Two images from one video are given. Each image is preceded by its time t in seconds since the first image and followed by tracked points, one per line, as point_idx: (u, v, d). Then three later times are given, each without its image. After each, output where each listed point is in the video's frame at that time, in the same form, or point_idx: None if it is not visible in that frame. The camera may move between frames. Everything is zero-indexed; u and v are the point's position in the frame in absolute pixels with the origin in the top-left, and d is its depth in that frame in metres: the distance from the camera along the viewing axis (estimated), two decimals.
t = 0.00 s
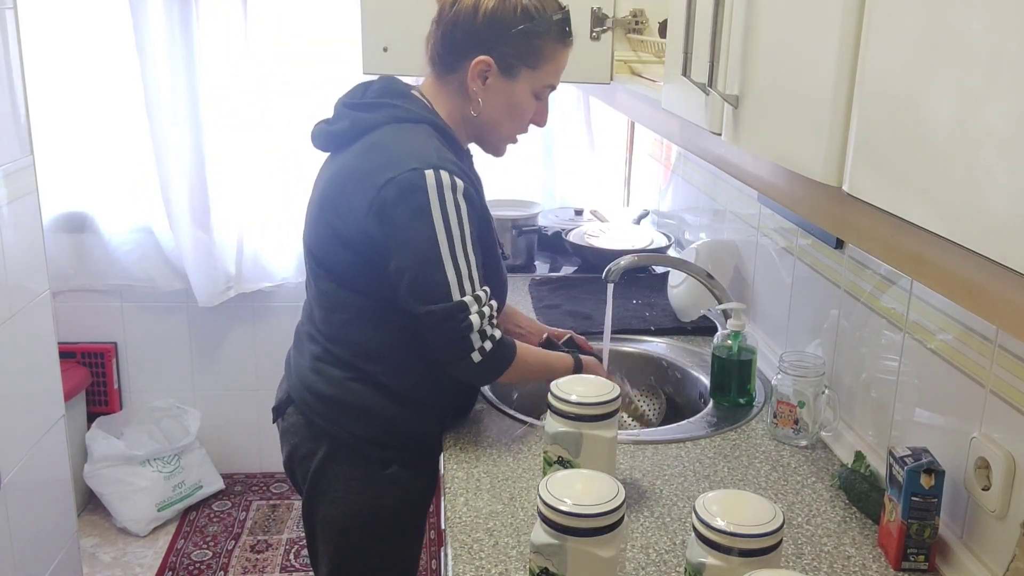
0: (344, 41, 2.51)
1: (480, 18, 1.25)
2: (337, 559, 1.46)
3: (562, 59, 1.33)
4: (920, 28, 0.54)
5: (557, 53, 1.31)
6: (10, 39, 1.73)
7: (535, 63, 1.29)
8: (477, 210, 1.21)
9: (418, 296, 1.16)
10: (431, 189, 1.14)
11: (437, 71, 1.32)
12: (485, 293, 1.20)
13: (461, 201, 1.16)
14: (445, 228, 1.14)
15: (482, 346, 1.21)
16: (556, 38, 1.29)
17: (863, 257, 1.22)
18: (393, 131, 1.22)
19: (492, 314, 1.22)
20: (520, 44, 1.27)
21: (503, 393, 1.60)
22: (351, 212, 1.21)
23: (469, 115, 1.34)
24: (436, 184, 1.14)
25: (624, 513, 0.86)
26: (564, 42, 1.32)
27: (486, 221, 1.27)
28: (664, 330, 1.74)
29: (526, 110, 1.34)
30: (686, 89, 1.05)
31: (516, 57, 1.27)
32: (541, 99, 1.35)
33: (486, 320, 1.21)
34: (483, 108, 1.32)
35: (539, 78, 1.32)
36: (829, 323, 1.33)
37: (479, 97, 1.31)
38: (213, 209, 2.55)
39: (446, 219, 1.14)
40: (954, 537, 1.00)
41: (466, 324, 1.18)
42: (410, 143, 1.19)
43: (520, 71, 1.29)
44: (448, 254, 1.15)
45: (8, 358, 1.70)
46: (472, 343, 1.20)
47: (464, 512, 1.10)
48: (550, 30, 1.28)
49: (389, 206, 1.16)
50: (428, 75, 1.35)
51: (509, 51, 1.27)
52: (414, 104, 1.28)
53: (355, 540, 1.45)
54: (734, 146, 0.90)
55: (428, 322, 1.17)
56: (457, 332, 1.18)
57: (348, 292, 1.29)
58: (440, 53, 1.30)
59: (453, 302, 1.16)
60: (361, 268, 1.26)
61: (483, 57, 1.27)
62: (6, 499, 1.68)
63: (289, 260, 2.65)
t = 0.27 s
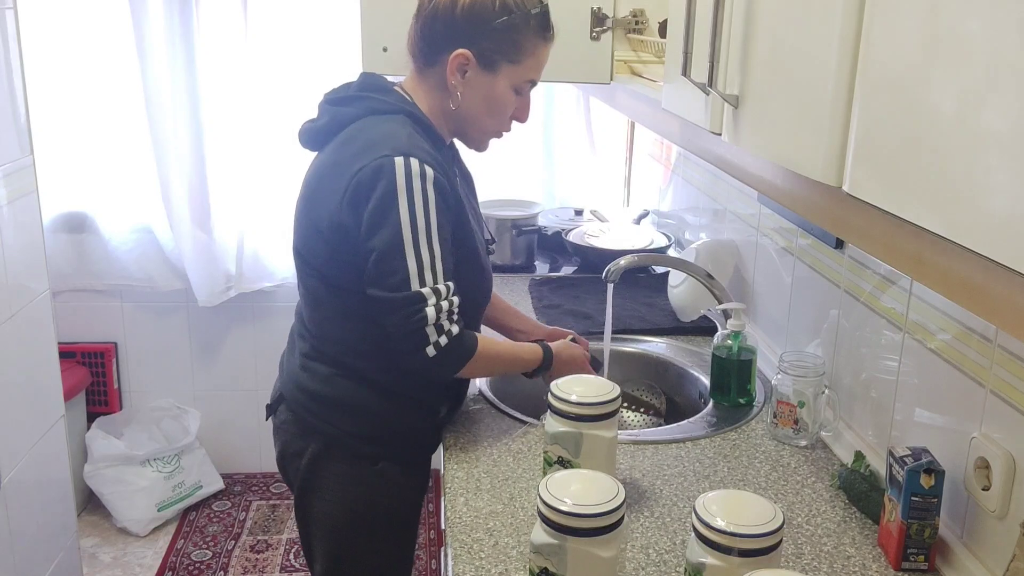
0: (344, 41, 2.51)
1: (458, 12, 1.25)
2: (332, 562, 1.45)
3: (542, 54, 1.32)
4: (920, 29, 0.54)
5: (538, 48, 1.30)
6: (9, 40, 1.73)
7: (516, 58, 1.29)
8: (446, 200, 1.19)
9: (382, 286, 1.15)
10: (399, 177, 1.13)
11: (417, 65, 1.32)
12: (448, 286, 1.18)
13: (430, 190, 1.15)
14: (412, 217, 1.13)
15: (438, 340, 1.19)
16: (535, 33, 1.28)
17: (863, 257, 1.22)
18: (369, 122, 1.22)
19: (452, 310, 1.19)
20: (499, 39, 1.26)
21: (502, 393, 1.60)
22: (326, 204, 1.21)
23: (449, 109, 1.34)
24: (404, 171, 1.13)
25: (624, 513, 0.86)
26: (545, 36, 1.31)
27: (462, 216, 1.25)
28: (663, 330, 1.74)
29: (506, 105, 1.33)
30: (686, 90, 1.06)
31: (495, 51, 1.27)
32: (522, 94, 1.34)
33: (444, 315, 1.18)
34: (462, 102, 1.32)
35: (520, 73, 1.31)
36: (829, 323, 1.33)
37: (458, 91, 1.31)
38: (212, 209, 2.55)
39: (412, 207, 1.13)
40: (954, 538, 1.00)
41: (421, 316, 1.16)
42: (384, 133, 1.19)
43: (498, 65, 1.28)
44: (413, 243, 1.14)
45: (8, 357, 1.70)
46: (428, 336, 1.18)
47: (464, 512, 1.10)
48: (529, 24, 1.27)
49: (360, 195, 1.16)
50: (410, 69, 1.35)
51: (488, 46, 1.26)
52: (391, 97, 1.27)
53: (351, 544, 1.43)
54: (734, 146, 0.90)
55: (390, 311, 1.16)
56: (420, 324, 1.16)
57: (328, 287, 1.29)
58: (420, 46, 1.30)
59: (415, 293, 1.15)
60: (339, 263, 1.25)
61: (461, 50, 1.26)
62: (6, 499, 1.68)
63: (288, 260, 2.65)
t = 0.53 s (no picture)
0: (343, 41, 2.51)
1: (449, 9, 1.24)
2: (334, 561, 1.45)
3: (532, 51, 1.32)
4: (920, 29, 0.54)
5: (530, 43, 1.30)
6: (9, 40, 1.73)
7: (507, 54, 1.28)
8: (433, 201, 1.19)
9: (368, 286, 1.15)
10: (384, 176, 1.13)
11: (409, 63, 1.32)
12: (433, 286, 1.17)
13: (416, 189, 1.15)
14: (397, 216, 1.13)
15: (423, 340, 1.19)
16: (525, 29, 1.27)
17: (863, 257, 1.22)
18: (357, 121, 1.22)
19: (438, 309, 1.19)
20: (489, 36, 1.26)
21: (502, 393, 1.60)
22: (315, 204, 1.22)
23: (442, 106, 1.34)
24: (389, 170, 1.13)
25: (624, 513, 0.86)
26: (536, 32, 1.30)
27: (451, 215, 1.25)
28: (664, 330, 1.74)
29: (498, 103, 1.33)
30: (686, 90, 1.05)
31: (485, 47, 1.26)
32: (514, 91, 1.34)
33: (429, 315, 1.17)
34: (455, 99, 1.32)
35: (511, 69, 1.30)
36: (829, 323, 1.33)
37: (450, 88, 1.31)
38: (212, 208, 2.55)
39: (397, 206, 1.13)
40: (954, 537, 1.00)
41: (406, 316, 1.15)
42: (371, 132, 1.19)
43: (489, 62, 1.28)
44: (398, 242, 1.14)
45: (9, 357, 1.70)
46: (414, 336, 1.17)
47: (464, 512, 1.10)
48: (520, 21, 1.27)
49: (347, 194, 1.16)
50: (403, 68, 1.36)
51: (479, 42, 1.26)
52: (381, 96, 1.27)
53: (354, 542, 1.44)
54: (734, 146, 0.90)
55: (374, 311, 1.16)
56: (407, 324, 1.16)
57: (318, 285, 1.29)
58: (411, 45, 1.30)
59: (399, 292, 1.15)
60: (329, 262, 1.25)
61: (452, 48, 1.26)
62: (6, 499, 1.68)
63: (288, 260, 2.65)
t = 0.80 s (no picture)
0: (344, 41, 2.51)
1: (465, 15, 1.25)
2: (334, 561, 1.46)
3: (545, 58, 1.33)
4: (920, 29, 0.54)
5: (543, 50, 1.30)
6: (9, 40, 1.73)
7: (520, 61, 1.29)
8: (440, 203, 1.19)
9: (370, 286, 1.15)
10: (393, 178, 1.13)
11: (422, 67, 1.32)
12: (437, 290, 1.18)
13: (424, 191, 1.15)
14: (403, 218, 1.13)
15: (424, 343, 1.19)
16: (539, 36, 1.28)
17: (863, 257, 1.22)
18: (367, 122, 1.22)
19: (440, 313, 1.19)
20: (504, 42, 1.26)
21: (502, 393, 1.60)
22: (322, 204, 1.22)
23: (453, 111, 1.34)
24: (398, 172, 1.13)
25: (624, 513, 0.86)
26: (550, 39, 1.31)
27: (456, 218, 1.25)
28: (663, 329, 1.74)
29: (510, 108, 1.33)
30: (686, 90, 1.06)
31: (499, 54, 1.27)
32: (525, 97, 1.35)
33: (432, 318, 1.18)
34: (467, 104, 1.32)
35: (524, 75, 1.31)
36: (829, 323, 1.33)
37: (463, 93, 1.31)
38: (212, 208, 2.55)
39: (404, 208, 1.13)
40: (954, 537, 1.00)
41: (408, 317, 1.15)
42: (380, 133, 1.19)
43: (503, 68, 1.28)
44: (403, 244, 1.13)
45: (8, 357, 1.70)
46: (415, 338, 1.17)
47: (464, 512, 1.10)
48: (534, 28, 1.27)
49: (354, 195, 1.16)
50: (414, 71, 1.35)
51: (494, 48, 1.26)
52: (390, 98, 1.27)
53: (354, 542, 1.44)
54: (734, 147, 0.90)
55: (376, 312, 1.16)
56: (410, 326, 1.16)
57: (323, 285, 1.29)
58: (425, 48, 1.30)
59: (401, 294, 1.14)
60: (333, 262, 1.25)
61: (467, 53, 1.26)
62: (6, 499, 1.68)
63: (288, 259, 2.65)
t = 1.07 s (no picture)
0: (344, 41, 2.51)
1: (483, 17, 1.25)
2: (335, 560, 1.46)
3: (563, 65, 1.32)
4: (920, 30, 0.54)
5: (561, 56, 1.30)
6: (9, 40, 1.73)
7: (537, 66, 1.29)
8: (447, 203, 1.19)
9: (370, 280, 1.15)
10: (402, 175, 1.13)
11: (440, 69, 1.33)
12: (432, 288, 1.17)
13: (432, 190, 1.14)
14: (408, 215, 1.13)
15: (412, 340, 1.18)
16: (558, 42, 1.28)
17: (863, 257, 1.22)
18: (380, 120, 1.22)
19: (433, 311, 1.18)
20: (523, 46, 1.26)
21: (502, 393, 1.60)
22: (332, 199, 1.22)
23: (469, 114, 1.34)
24: (407, 169, 1.13)
25: (624, 513, 0.86)
26: (568, 47, 1.31)
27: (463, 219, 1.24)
28: (663, 330, 1.74)
29: (525, 112, 1.33)
30: (686, 90, 1.06)
31: (515, 58, 1.27)
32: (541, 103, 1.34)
33: (424, 315, 1.17)
34: (483, 107, 1.32)
35: (540, 81, 1.30)
36: (829, 323, 1.33)
37: (479, 96, 1.31)
38: (212, 208, 2.55)
39: (410, 205, 1.13)
40: (954, 538, 1.00)
41: (400, 313, 1.15)
42: (392, 130, 1.19)
43: (519, 73, 1.28)
44: (404, 239, 1.13)
45: (8, 357, 1.70)
46: (403, 335, 1.17)
47: (464, 511, 1.10)
48: (554, 34, 1.27)
49: (361, 191, 1.16)
50: (432, 73, 1.36)
51: (511, 52, 1.26)
52: (405, 96, 1.27)
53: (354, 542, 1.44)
54: (734, 147, 0.90)
55: (371, 304, 1.16)
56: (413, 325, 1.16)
57: (330, 282, 1.29)
58: (443, 50, 1.31)
59: (398, 289, 1.14)
60: (340, 258, 1.26)
61: (484, 55, 1.26)
62: (6, 499, 1.68)
63: (288, 259, 2.65)
